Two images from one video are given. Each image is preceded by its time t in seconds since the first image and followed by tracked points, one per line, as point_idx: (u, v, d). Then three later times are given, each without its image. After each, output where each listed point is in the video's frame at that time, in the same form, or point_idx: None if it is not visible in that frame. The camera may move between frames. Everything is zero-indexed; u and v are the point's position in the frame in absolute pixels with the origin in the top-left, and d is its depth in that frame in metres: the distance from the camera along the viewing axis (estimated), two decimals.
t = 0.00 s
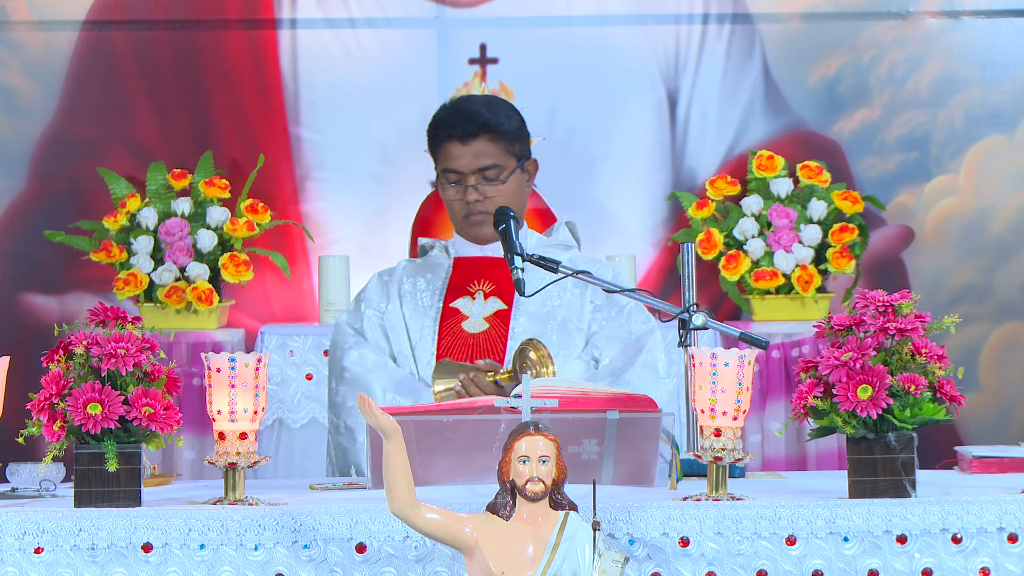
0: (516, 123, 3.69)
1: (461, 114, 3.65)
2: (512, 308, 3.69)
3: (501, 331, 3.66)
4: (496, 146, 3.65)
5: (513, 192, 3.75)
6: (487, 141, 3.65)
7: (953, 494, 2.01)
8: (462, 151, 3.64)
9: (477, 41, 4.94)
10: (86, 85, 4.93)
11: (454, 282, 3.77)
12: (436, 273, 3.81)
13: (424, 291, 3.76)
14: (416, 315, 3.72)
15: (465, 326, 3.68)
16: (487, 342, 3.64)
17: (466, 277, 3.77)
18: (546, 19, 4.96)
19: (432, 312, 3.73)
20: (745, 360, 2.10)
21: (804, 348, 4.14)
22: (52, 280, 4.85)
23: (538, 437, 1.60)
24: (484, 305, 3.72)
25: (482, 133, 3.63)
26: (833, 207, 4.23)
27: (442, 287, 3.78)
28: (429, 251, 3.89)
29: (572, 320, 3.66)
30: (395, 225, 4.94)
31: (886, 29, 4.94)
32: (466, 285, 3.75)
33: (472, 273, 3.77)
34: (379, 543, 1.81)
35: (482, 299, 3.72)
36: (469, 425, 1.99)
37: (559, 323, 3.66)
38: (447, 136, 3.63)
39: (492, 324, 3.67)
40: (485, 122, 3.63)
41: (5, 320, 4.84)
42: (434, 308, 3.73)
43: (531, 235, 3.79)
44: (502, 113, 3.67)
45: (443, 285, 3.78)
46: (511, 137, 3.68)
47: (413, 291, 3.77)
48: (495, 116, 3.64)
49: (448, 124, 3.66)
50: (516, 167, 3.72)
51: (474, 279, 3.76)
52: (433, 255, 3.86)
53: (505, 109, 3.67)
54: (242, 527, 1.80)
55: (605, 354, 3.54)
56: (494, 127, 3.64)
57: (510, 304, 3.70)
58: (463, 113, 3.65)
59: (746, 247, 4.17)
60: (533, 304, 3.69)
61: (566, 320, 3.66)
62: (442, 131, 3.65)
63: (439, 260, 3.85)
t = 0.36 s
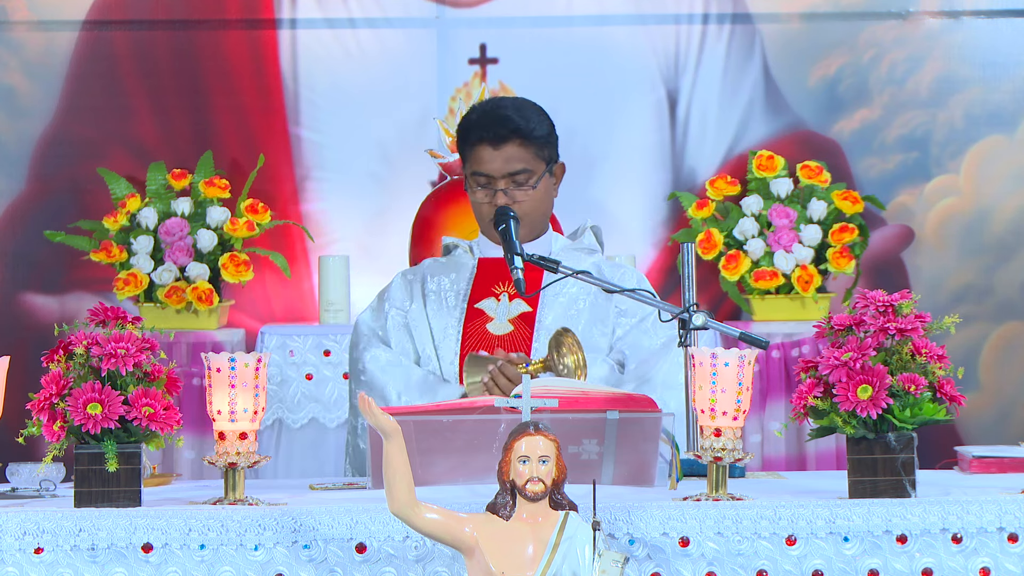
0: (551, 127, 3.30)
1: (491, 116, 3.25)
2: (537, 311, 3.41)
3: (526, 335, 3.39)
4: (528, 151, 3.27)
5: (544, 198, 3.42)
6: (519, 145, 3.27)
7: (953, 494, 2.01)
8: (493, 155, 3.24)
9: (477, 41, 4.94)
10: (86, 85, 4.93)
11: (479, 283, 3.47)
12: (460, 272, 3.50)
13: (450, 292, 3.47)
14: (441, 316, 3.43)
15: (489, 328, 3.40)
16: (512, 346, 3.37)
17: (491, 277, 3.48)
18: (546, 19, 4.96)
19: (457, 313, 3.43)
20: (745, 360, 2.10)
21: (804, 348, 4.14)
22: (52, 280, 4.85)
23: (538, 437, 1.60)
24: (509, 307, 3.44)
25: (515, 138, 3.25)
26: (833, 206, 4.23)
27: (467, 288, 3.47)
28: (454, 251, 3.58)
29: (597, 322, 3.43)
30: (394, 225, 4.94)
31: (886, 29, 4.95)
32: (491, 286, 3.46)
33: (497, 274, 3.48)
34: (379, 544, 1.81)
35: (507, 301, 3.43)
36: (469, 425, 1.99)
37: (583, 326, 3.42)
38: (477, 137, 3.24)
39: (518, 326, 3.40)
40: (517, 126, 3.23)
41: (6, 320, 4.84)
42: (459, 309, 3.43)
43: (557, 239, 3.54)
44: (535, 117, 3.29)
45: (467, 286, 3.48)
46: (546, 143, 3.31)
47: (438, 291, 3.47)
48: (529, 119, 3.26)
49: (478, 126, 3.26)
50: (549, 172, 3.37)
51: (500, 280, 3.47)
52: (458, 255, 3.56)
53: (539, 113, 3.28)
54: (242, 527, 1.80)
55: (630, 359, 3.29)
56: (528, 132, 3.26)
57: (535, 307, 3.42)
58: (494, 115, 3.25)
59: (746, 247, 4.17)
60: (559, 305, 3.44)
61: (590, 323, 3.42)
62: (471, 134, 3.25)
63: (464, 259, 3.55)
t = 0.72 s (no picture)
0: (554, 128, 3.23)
1: (494, 117, 3.17)
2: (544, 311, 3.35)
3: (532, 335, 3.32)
4: (533, 152, 3.19)
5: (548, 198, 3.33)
6: (523, 146, 3.18)
7: (953, 494, 2.01)
8: (498, 156, 3.15)
9: (477, 41, 4.94)
10: (86, 85, 4.93)
11: (483, 283, 3.44)
12: (464, 272, 3.47)
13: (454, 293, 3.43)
14: (444, 316, 3.39)
15: (495, 328, 3.36)
16: (517, 347, 3.32)
17: (496, 278, 3.45)
18: (546, 19, 4.96)
19: (461, 314, 3.39)
20: (745, 360, 2.10)
21: (804, 348, 4.14)
22: (52, 280, 4.85)
23: (538, 437, 1.60)
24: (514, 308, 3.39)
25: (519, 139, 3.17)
26: (833, 207, 4.23)
27: (472, 287, 3.44)
28: (456, 251, 3.57)
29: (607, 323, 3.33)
30: (394, 225, 4.94)
31: (886, 29, 4.95)
32: (496, 286, 3.43)
33: (501, 274, 3.45)
34: (379, 543, 1.81)
35: (513, 302, 3.38)
36: (469, 425, 1.99)
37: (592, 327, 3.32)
38: (482, 137, 3.15)
39: (523, 327, 3.34)
40: (522, 126, 3.15)
41: (6, 320, 4.84)
42: (463, 309, 3.40)
43: (560, 240, 3.53)
44: (538, 117, 3.22)
45: (472, 286, 3.44)
46: (550, 144, 3.23)
47: (442, 291, 3.44)
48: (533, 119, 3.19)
49: (482, 126, 3.17)
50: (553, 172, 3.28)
51: (505, 281, 3.43)
52: (461, 256, 3.54)
53: (541, 114, 3.21)
54: (242, 527, 1.80)
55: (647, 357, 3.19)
56: (532, 132, 3.18)
57: (541, 306, 3.36)
58: (497, 115, 3.17)
59: (746, 247, 4.17)
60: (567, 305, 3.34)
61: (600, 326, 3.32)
62: (475, 134, 3.16)
63: (467, 259, 3.52)
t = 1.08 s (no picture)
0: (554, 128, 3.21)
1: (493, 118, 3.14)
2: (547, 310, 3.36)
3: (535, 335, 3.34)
4: (534, 153, 3.17)
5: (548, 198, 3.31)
6: (524, 147, 3.16)
7: (953, 494, 2.01)
8: (499, 158, 3.13)
9: (477, 41, 4.94)
10: (85, 86, 4.93)
11: (485, 283, 3.43)
12: (466, 271, 3.47)
13: (455, 290, 3.43)
14: (443, 312, 3.40)
15: (498, 327, 3.36)
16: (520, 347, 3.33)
17: (497, 277, 3.44)
18: (546, 19, 4.96)
19: (462, 312, 3.39)
20: (745, 360, 2.10)
21: (804, 348, 4.14)
22: (52, 280, 4.85)
23: (538, 437, 1.60)
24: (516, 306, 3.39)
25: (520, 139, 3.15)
26: (833, 207, 4.23)
27: (474, 287, 3.43)
28: (459, 250, 3.57)
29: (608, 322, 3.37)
30: (394, 225, 4.94)
31: (886, 29, 4.95)
32: (498, 286, 3.41)
33: (502, 274, 3.44)
34: (379, 543, 1.81)
35: (515, 301, 3.38)
36: (469, 425, 1.99)
37: (594, 326, 3.36)
38: (482, 139, 3.12)
39: (527, 327, 3.35)
40: (522, 127, 3.13)
41: (5, 320, 4.84)
42: (465, 307, 3.39)
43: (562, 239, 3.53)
44: (538, 117, 3.20)
45: (474, 285, 3.44)
46: (550, 145, 3.21)
47: (441, 288, 3.45)
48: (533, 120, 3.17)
49: (482, 127, 3.14)
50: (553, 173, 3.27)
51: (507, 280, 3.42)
52: (463, 253, 3.54)
53: (541, 114, 3.19)
54: (242, 527, 1.80)
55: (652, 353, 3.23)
56: (533, 132, 3.16)
57: (544, 306, 3.37)
58: (498, 116, 3.14)
59: (746, 247, 4.17)
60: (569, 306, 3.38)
61: (602, 326, 3.36)
62: (475, 135, 3.13)
63: (469, 258, 3.52)
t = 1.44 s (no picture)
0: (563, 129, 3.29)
1: (503, 119, 3.23)
2: (552, 312, 3.38)
3: (541, 336, 3.35)
4: (542, 154, 3.25)
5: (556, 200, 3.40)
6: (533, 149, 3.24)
7: (953, 494, 2.02)
8: (508, 158, 3.21)
9: (477, 41, 4.94)
10: (85, 86, 4.93)
11: (490, 283, 3.46)
12: (470, 271, 3.50)
13: (458, 290, 3.46)
14: (446, 311, 3.41)
15: (504, 327, 3.38)
16: (526, 348, 3.34)
17: (503, 278, 3.47)
18: (546, 19, 4.96)
19: (467, 313, 3.41)
20: (745, 360, 2.10)
21: (804, 348, 4.14)
22: (52, 280, 4.85)
23: (538, 437, 1.61)
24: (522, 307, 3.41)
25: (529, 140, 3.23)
26: (833, 206, 4.23)
27: (479, 287, 3.46)
28: (462, 248, 3.59)
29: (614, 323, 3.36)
30: (394, 225, 4.94)
31: (886, 29, 4.95)
32: (504, 286, 3.45)
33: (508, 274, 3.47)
34: (379, 543, 1.81)
35: (521, 302, 3.40)
36: (469, 425, 1.99)
37: (600, 328, 3.36)
38: (491, 140, 3.21)
39: (533, 328, 3.37)
40: (531, 129, 3.21)
41: (5, 320, 4.84)
42: (470, 308, 3.42)
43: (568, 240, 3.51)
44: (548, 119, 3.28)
45: (479, 285, 3.46)
46: (558, 145, 3.29)
47: (443, 288, 3.47)
48: (542, 121, 3.24)
49: (492, 128, 3.23)
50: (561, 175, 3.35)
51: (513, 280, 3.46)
52: (467, 253, 3.57)
53: (551, 115, 3.27)
54: (242, 527, 1.80)
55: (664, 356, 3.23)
56: (542, 133, 3.24)
57: (550, 307, 3.39)
58: (507, 117, 3.23)
59: (746, 247, 4.17)
60: (575, 309, 3.39)
61: (608, 327, 3.35)
62: (485, 136, 3.22)
63: (473, 257, 3.55)
